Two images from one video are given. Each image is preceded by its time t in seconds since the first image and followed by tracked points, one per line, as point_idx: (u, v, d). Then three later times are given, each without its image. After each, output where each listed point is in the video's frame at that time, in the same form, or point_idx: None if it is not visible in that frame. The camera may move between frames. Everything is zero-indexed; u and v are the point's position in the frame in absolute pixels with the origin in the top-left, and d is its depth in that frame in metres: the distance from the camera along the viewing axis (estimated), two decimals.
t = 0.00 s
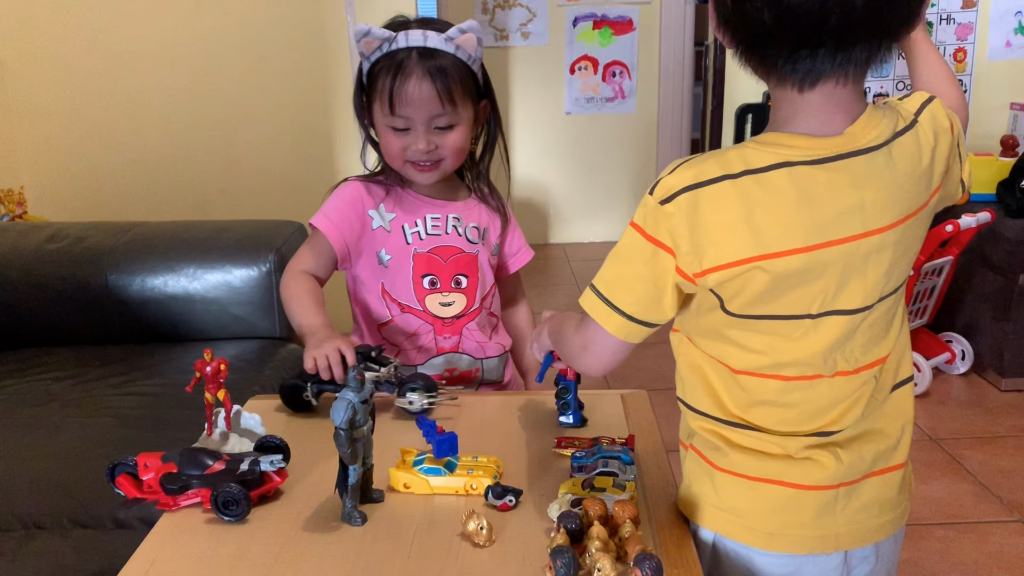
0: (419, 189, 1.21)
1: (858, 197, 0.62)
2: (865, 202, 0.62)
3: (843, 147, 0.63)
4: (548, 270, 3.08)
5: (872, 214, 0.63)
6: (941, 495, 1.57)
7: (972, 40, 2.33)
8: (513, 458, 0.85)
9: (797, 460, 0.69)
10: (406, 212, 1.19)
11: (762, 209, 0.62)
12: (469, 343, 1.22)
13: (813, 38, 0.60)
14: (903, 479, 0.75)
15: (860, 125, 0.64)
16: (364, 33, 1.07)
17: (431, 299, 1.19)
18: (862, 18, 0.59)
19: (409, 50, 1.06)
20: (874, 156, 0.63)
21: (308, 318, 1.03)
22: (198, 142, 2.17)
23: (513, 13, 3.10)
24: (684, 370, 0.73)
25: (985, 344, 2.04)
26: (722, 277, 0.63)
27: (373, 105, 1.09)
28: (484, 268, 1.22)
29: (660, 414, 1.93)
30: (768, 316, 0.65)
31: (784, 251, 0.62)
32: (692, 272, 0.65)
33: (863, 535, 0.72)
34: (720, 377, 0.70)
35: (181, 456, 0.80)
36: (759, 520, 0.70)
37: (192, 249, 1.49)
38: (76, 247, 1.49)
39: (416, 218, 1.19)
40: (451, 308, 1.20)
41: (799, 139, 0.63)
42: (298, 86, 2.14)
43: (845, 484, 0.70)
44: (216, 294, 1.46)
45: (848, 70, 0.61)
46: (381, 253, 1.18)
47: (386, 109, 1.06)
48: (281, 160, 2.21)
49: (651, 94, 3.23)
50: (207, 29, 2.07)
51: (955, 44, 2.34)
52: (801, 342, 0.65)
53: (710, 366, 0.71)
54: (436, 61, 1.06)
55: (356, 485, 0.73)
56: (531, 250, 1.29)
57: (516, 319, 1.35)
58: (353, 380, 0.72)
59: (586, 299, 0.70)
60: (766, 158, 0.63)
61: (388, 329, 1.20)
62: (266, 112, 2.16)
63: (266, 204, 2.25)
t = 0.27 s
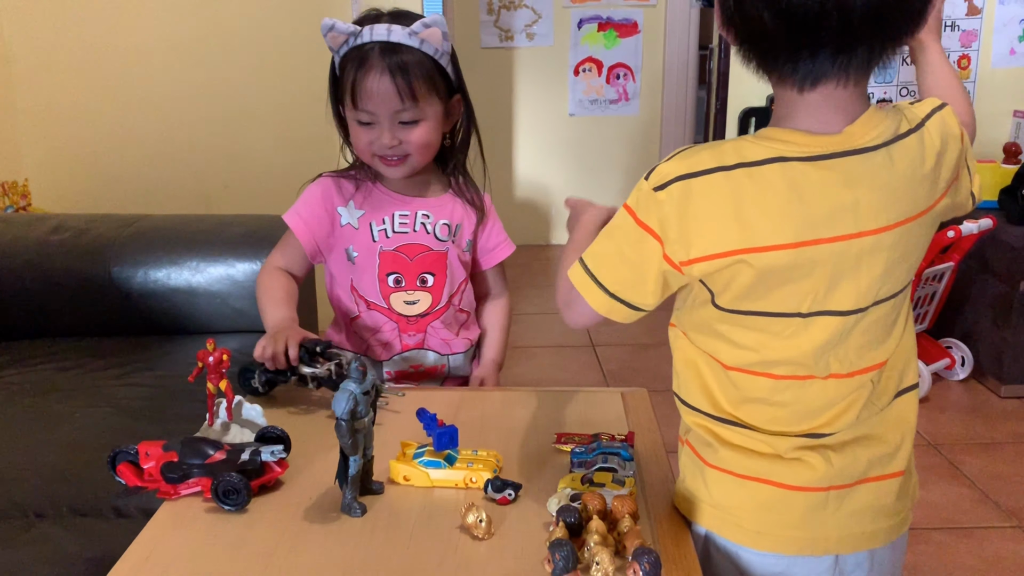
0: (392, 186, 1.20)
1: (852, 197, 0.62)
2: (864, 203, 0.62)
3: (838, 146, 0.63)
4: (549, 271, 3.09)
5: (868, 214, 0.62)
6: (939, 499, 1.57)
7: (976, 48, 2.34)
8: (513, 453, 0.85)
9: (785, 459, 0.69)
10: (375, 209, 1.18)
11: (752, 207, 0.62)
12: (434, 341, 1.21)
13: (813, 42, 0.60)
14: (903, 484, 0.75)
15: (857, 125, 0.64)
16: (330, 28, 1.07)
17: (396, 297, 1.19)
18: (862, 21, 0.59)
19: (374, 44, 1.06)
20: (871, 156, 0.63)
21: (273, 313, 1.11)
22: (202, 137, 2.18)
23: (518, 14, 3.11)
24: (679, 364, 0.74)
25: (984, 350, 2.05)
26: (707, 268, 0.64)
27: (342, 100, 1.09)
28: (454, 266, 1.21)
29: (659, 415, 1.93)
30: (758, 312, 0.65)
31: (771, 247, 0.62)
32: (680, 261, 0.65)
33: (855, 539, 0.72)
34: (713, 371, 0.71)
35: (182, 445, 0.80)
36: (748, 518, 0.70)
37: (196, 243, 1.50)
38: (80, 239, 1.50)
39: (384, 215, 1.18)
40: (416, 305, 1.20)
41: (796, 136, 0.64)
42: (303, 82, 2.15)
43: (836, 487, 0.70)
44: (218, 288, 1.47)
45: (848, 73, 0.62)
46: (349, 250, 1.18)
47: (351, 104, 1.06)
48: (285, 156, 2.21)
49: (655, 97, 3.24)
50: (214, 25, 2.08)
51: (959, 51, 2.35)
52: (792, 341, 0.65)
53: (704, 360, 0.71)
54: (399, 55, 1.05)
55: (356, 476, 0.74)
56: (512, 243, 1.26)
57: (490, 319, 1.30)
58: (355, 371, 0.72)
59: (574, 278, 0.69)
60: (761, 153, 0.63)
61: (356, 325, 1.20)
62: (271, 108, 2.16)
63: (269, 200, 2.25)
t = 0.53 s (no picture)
0: (367, 181, 1.19)
1: (854, 195, 0.61)
2: (870, 203, 0.61)
3: (843, 139, 0.62)
4: (551, 271, 3.08)
5: (867, 214, 0.61)
6: (941, 506, 1.56)
7: (985, 53, 2.32)
8: (514, 451, 0.85)
9: (785, 465, 0.68)
10: (347, 206, 1.18)
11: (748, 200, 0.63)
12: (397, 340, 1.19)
13: (820, 37, 0.60)
14: (917, 499, 0.72)
15: (868, 119, 0.63)
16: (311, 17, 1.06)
17: (361, 295, 1.17)
18: (871, 19, 0.58)
19: (353, 35, 1.05)
20: (875, 152, 0.62)
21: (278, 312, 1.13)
22: (206, 130, 2.17)
23: (524, 13, 3.10)
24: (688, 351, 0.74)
25: (988, 357, 2.03)
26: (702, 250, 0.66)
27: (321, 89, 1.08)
28: (425, 266, 1.18)
29: (660, 417, 1.92)
30: (751, 305, 0.66)
31: (765, 236, 0.63)
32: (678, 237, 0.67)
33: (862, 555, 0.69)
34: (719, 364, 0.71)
35: (180, 437, 0.79)
36: (750, 524, 0.69)
37: (199, 235, 1.49)
38: (81, 230, 1.49)
39: (355, 212, 1.18)
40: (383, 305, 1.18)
41: (806, 126, 0.63)
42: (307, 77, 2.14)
43: (842, 500, 0.68)
44: (220, 281, 1.47)
45: (858, 71, 0.61)
46: (321, 246, 1.19)
47: (329, 96, 1.05)
48: (288, 151, 2.21)
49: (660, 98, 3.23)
50: (219, 18, 2.08)
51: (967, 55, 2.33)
52: (786, 339, 0.65)
53: (710, 349, 0.72)
54: (377, 48, 1.04)
55: (355, 471, 0.73)
56: (494, 240, 1.21)
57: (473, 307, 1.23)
58: (356, 365, 0.72)
59: (603, 213, 0.74)
60: (764, 139, 0.63)
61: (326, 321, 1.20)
62: (275, 102, 2.16)
63: (272, 194, 2.24)
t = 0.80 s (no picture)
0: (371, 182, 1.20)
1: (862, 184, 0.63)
2: (878, 196, 0.62)
3: (868, 128, 0.63)
4: (553, 271, 3.07)
5: (870, 204, 0.63)
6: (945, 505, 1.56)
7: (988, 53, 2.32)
8: (516, 449, 0.84)
9: (790, 450, 0.69)
10: (347, 207, 1.19)
11: (777, 185, 0.67)
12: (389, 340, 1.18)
13: (862, 38, 0.61)
14: (946, 518, 0.69)
15: (900, 117, 0.63)
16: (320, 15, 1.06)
17: (355, 294, 1.16)
18: (908, 24, 0.59)
19: (363, 34, 1.04)
20: (895, 144, 0.62)
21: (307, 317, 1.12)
22: (208, 130, 2.17)
23: (526, 13, 3.10)
24: (736, 326, 0.77)
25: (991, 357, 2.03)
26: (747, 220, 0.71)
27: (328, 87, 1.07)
28: (420, 267, 1.17)
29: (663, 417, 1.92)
30: (778, 281, 0.69)
31: (788, 212, 0.67)
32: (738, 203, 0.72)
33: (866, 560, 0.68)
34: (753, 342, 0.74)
35: (181, 436, 0.79)
36: (753, 509, 0.71)
37: (200, 234, 1.49)
38: (83, 229, 1.49)
39: (354, 212, 1.18)
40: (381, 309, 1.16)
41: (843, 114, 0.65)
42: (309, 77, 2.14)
43: (842, 501, 0.67)
44: (222, 280, 1.47)
45: (895, 75, 0.62)
46: (321, 247, 1.19)
47: (337, 95, 1.04)
48: (290, 150, 2.21)
49: (661, 98, 3.23)
50: (221, 18, 2.08)
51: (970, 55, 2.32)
52: (797, 320, 0.67)
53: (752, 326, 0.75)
54: (388, 47, 1.04)
55: (356, 469, 0.73)
56: (496, 240, 1.18)
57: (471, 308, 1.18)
58: (357, 362, 0.71)
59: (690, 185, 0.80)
60: (801, 124, 0.67)
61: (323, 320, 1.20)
62: (277, 102, 2.16)
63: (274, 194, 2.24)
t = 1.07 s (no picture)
0: (378, 186, 1.19)
1: None
2: (1002, 191, 0.59)
3: None
4: (552, 272, 3.08)
5: None
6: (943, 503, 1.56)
7: (983, 49, 2.32)
8: (512, 452, 0.84)
9: (950, 460, 0.64)
10: (351, 211, 1.19)
11: (942, 174, 0.62)
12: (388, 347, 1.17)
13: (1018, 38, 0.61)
14: None
15: None
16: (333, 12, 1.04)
17: (355, 300, 1.16)
18: None
19: (377, 33, 1.03)
20: None
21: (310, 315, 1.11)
22: (205, 135, 2.18)
23: (522, 15, 3.11)
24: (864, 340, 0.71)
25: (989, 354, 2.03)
26: (897, 222, 0.64)
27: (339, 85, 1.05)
28: (421, 275, 1.16)
29: (661, 417, 1.92)
30: (937, 281, 0.63)
31: (956, 209, 0.61)
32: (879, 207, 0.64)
33: (938, 569, 0.67)
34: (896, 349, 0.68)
35: (177, 442, 0.79)
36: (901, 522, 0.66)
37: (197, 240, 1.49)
38: (80, 235, 1.50)
39: (358, 217, 1.18)
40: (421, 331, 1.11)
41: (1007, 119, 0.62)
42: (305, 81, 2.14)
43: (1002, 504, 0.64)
44: (219, 285, 1.47)
45: None
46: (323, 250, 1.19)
47: (349, 94, 1.02)
48: (288, 154, 2.21)
49: (659, 98, 3.23)
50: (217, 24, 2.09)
51: (966, 52, 2.32)
52: (965, 322, 0.62)
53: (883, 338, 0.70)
54: (403, 46, 1.02)
55: (351, 475, 0.73)
56: (499, 250, 1.16)
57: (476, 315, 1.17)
58: (352, 369, 0.72)
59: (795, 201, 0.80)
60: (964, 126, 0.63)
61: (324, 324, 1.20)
62: (274, 106, 2.16)
63: (272, 198, 2.25)
